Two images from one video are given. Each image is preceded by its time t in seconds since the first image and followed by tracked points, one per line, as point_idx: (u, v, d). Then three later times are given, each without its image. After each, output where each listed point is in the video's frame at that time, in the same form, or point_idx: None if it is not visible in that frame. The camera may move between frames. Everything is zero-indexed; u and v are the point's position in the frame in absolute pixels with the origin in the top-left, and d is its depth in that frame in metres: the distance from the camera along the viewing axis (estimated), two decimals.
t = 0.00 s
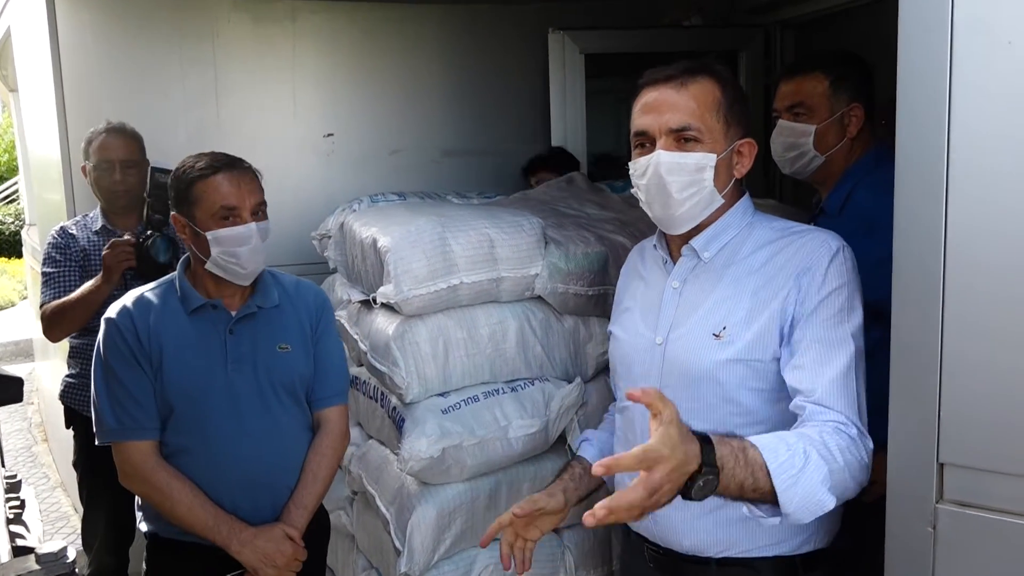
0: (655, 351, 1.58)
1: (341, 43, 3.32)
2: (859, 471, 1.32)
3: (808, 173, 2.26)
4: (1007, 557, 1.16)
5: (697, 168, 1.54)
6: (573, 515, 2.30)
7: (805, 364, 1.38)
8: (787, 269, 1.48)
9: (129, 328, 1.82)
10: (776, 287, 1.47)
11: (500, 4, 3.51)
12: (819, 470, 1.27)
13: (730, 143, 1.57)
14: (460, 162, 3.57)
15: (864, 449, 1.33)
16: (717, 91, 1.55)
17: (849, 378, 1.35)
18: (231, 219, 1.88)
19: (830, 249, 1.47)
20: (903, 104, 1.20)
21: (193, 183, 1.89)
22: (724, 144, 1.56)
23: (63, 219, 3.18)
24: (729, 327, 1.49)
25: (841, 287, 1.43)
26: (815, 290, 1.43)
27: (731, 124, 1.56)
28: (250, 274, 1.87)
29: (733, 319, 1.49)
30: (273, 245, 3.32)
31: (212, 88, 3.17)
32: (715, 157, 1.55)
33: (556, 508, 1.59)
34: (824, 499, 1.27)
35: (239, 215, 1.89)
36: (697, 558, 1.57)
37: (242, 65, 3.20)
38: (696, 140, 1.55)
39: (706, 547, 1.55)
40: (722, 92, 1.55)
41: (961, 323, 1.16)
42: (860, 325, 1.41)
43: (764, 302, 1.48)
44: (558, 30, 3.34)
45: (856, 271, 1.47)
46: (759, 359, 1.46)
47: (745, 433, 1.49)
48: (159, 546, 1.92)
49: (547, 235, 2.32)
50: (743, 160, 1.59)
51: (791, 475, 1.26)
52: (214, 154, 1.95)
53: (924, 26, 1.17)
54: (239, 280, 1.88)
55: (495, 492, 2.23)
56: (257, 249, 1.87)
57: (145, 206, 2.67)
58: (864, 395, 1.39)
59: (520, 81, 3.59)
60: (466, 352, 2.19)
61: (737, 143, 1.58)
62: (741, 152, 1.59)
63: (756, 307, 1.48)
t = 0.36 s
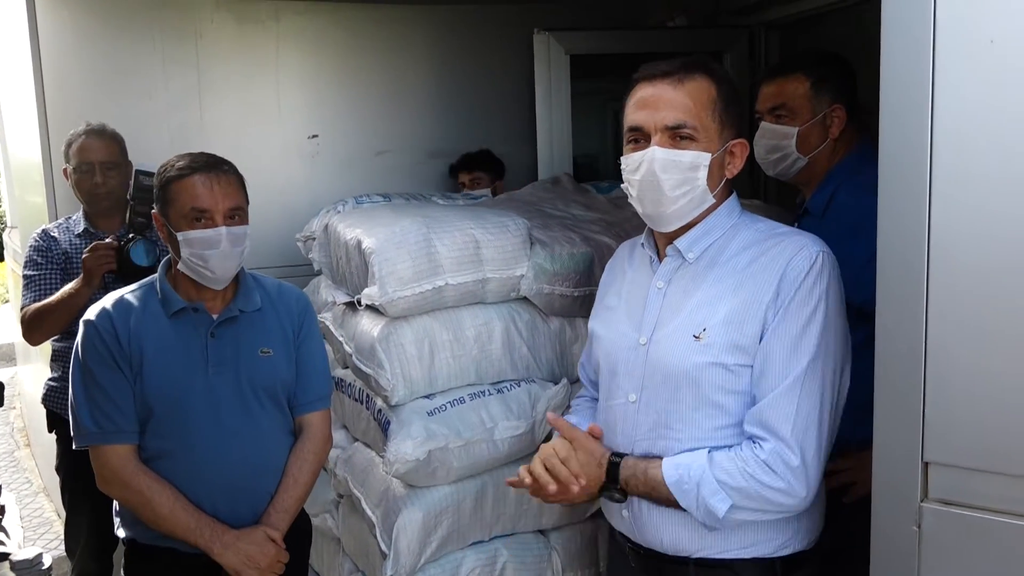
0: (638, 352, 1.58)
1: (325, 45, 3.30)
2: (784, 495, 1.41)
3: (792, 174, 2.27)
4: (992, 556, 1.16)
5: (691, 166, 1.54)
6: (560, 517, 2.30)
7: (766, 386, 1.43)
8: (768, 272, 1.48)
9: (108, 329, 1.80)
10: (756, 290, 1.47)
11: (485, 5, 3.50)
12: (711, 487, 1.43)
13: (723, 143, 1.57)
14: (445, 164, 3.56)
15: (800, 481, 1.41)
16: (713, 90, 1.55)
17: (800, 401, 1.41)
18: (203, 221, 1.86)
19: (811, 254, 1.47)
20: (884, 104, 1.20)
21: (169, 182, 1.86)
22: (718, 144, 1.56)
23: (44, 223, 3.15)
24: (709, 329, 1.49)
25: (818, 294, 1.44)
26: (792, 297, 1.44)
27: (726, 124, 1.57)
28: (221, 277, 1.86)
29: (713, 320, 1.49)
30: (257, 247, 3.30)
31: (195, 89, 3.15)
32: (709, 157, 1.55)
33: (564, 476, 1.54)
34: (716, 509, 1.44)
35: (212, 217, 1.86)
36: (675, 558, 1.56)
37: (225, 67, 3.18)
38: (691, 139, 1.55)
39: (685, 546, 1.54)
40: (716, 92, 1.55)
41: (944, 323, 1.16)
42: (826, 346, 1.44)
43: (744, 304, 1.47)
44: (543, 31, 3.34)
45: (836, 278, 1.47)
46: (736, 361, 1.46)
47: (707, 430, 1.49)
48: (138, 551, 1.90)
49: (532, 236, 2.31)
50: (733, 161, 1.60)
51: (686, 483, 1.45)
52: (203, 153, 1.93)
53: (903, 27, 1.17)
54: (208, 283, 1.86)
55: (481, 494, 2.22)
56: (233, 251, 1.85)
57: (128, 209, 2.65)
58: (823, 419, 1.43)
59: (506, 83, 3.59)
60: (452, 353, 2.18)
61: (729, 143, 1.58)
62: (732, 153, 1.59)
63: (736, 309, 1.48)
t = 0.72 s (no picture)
0: (642, 356, 1.58)
1: (323, 51, 3.32)
2: (817, 489, 1.45)
3: (785, 183, 2.29)
4: (980, 556, 1.18)
5: (700, 177, 1.56)
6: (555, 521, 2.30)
7: (788, 383, 1.46)
8: (776, 270, 1.52)
9: (107, 332, 1.81)
10: (767, 288, 1.50)
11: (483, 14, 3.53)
12: (749, 496, 1.44)
13: (721, 149, 1.60)
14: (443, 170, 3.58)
15: (832, 472, 1.45)
16: (707, 97, 1.57)
17: (825, 396, 1.45)
18: (201, 221, 1.87)
19: (812, 250, 1.51)
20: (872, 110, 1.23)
21: (169, 184, 1.88)
22: (718, 152, 1.59)
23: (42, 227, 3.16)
24: (721, 328, 1.51)
25: (827, 289, 1.48)
26: (802, 294, 1.48)
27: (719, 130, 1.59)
28: (218, 277, 1.87)
29: (724, 320, 1.51)
30: (254, 253, 3.31)
31: (194, 95, 3.17)
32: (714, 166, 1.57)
33: (592, 514, 1.52)
34: (757, 518, 1.45)
35: (210, 216, 1.88)
36: (685, 560, 1.56)
37: (224, 73, 3.20)
38: (697, 150, 1.57)
39: (693, 549, 1.54)
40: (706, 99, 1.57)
41: (933, 325, 1.18)
42: (841, 339, 1.49)
43: (755, 302, 1.50)
44: (540, 40, 3.36)
45: (837, 273, 1.52)
46: (753, 358, 1.49)
47: (732, 429, 1.50)
48: (133, 553, 1.91)
49: (529, 241, 2.32)
50: (728, 165, 1.63)
51: (721, 499, 1.46)
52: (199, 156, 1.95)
53: (891, 34, 1.19)
54: (206, 282, 1.87)
55: (477, 499, 2.23)
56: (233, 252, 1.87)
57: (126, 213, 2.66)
58: (843, 411, 1.48)
59: (503, 91, 3.61)
60: (448, 357, 2.19)
61: (725, 149, 1.61)
62: (728, 158, 1.62)
63: (747, 308, 1.50)
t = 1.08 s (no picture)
0: (642, 360, 1.60)
1: (325, 60, 3.36)
2: (827, 490, 1.47)
3: (781, 189, 2.32)
4: (967, 550, 1.20)
5: (699, 186, 1.57)
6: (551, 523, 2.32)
7: (794, 385, 1.48)
8: (777, 274, 1.54)
9: (108, 334, 1.83)
10: (770, 291, 1.53)
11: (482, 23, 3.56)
12: (761, 498, 1.46)
13: (716, 155, 1.62)
14: (442, 178, 3.61)
15: (841, 472, 1.46)
16: (700, 105, 1.59)
17: (831, 398, 1.47)
18: (201, 221, 1.90)
19: (811, 253, 1.54)
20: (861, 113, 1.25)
21: (168, 187, 1.91)
22: (714, 158, 1.61)
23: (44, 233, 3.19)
24: (725, 332, 1.53)
25: (828, 291, 1.50)
26: (805, 296, 1.50)
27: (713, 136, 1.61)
28: (217, 278, 1.89)
29: (728, 324, 1.53)
30: (255, 259, 3.34)
31: (195, 103, 3.20)
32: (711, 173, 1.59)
33: (607, 523, 1.50)
34: (769, 519, 1.47)
35: (209, 217, 1.90)
36: (690, 561, 1.57)
37: (226, 81, 3.23)
38: (694, 159, 1.58)
39: (700, 550, 1.55)
40: (700, 106, 1.59)
41: (920, 323, 1.21)
42: (844, 341, 1.51)
43: (758, 305, 1.53)
44: (539, 49, 3.41)
45: (835, 275, 1.54)
46: (758, 361, 1.51)
47: (740, 431, 1.53)
48: (131, 554, 1.92)
49: (526, 246, 2.35)
50: (723, 170, 1.65)
51: (733, 502, 1.47)
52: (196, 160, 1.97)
53: (879, 39, 1.22)
54: (207, 284, 1.90)
55: (474, 501, 2.24)
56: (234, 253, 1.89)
57: (128, 218, 2.69)
58: (848, 411, 1.50)
59: (501, 100, 3.64)
60: (446, 361, 2.22)
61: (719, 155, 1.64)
62: (722, 163, 1.65)
63: (750, 312, 1.53)
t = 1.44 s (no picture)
0: (643, 362, 1.61)
1: (327, 61, 3.37)
2: (822, 496, 1.47)
3: (783, 190, 2.33)
4: (964, 550, 1.20)
5: (701, 190, 1.58)
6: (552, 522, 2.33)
7: (791, 391, 1.49)
8: (779, 278, 1.54)
9: (110, 333, 1.84)
10: (772, 296, 1.53)
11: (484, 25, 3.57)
12: (755, 502, 1.47)
13: (719, 158, 1.62)
14: (444, 179, 3.62)
15: (837, 479, 1.47)
16: (704, 108, 1.59)
17: (830, 404, 1.47)
18: (204, 220, 1.91)
19: (816, 259, 1.54)
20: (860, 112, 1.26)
21: (173, 187, 1.92)
22: (717, 162, 1.61)
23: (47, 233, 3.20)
24: (724, 336, 1.54)
25: (830, 297, 1.51)
26: (806, 302, 1.50)
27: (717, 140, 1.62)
28: (220, 277, 1.90)
29: (728, 328, 1.54)
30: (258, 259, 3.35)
31: (198, 103, 3.21)
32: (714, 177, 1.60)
33: (602, 522, 1.52)
34: (763, 524, 1.48)
35: (214, 216, 1.91)
36: (687, 562, 1.58)
37: (230, 81, 3.24)
38: (696, 163, 1.59)
39: (696, 550, 1.56)
40: (705, 109, 1.60)
41: (919, 322, 1.21)
42: (845, 347, 1.51)
43: (759, 310, 1.53)
44: (541, 50, 3.42)
45: (839, 282, 1.54)
46: (757, 366, 1.52)
47: (737, 435, 1.53)
48: (132, 552, 1.93)
49: (528, 246, 2.36)
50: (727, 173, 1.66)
51: (727, 506, 1.48)
52: (199, 160, 1.98)
53: (879, 39, 1.23)
54: (211, 284, 1.90)
55: (475, 500, 2.25)
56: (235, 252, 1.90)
57: (131, 217, 2.70)
58: (847, 417, 1.51)
59: (503, 101, 3.65)
60: (447, 360, 2.22)
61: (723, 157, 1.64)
62: (725, 166, 1.65)
63: (750, 317, 1.53)
